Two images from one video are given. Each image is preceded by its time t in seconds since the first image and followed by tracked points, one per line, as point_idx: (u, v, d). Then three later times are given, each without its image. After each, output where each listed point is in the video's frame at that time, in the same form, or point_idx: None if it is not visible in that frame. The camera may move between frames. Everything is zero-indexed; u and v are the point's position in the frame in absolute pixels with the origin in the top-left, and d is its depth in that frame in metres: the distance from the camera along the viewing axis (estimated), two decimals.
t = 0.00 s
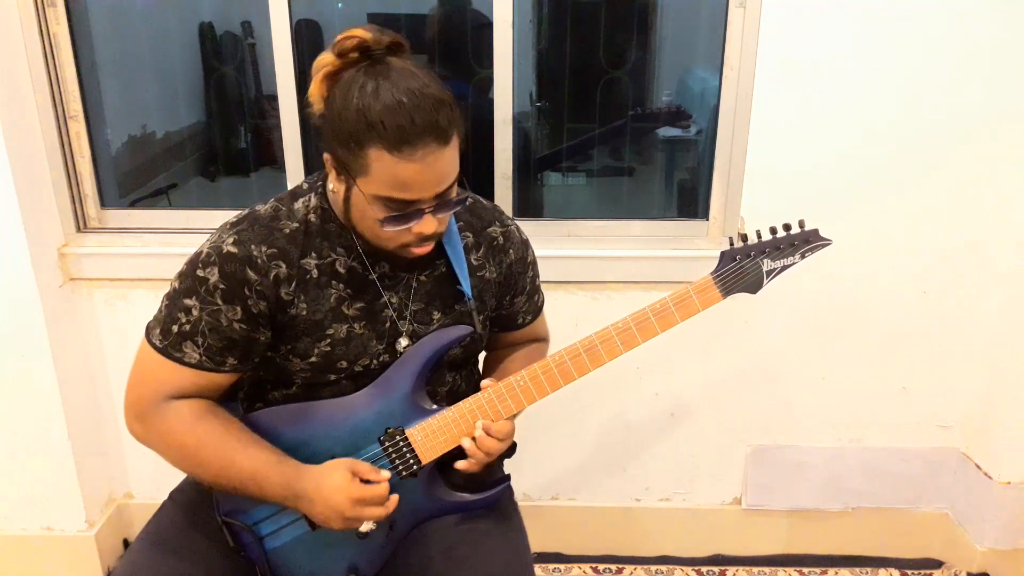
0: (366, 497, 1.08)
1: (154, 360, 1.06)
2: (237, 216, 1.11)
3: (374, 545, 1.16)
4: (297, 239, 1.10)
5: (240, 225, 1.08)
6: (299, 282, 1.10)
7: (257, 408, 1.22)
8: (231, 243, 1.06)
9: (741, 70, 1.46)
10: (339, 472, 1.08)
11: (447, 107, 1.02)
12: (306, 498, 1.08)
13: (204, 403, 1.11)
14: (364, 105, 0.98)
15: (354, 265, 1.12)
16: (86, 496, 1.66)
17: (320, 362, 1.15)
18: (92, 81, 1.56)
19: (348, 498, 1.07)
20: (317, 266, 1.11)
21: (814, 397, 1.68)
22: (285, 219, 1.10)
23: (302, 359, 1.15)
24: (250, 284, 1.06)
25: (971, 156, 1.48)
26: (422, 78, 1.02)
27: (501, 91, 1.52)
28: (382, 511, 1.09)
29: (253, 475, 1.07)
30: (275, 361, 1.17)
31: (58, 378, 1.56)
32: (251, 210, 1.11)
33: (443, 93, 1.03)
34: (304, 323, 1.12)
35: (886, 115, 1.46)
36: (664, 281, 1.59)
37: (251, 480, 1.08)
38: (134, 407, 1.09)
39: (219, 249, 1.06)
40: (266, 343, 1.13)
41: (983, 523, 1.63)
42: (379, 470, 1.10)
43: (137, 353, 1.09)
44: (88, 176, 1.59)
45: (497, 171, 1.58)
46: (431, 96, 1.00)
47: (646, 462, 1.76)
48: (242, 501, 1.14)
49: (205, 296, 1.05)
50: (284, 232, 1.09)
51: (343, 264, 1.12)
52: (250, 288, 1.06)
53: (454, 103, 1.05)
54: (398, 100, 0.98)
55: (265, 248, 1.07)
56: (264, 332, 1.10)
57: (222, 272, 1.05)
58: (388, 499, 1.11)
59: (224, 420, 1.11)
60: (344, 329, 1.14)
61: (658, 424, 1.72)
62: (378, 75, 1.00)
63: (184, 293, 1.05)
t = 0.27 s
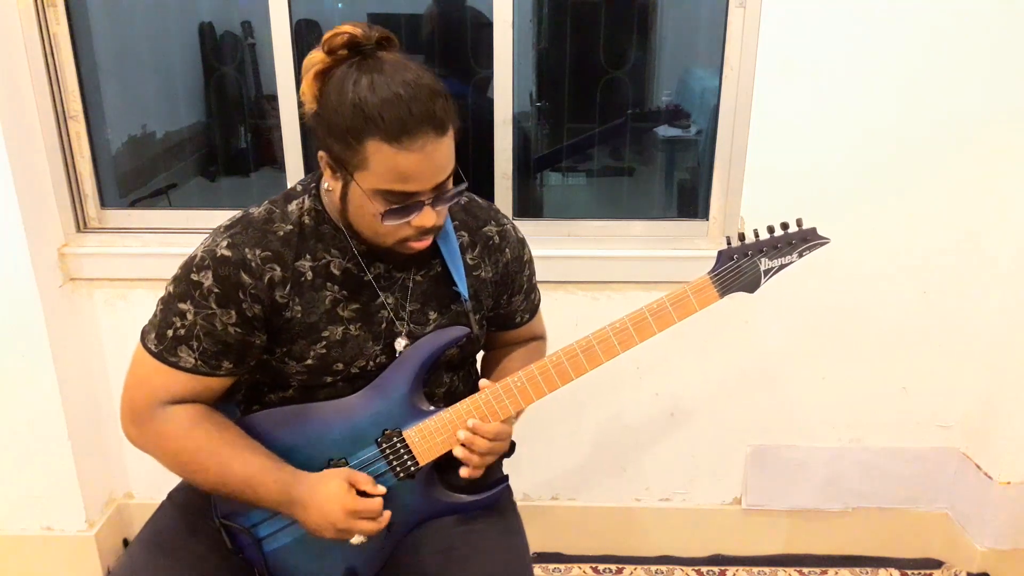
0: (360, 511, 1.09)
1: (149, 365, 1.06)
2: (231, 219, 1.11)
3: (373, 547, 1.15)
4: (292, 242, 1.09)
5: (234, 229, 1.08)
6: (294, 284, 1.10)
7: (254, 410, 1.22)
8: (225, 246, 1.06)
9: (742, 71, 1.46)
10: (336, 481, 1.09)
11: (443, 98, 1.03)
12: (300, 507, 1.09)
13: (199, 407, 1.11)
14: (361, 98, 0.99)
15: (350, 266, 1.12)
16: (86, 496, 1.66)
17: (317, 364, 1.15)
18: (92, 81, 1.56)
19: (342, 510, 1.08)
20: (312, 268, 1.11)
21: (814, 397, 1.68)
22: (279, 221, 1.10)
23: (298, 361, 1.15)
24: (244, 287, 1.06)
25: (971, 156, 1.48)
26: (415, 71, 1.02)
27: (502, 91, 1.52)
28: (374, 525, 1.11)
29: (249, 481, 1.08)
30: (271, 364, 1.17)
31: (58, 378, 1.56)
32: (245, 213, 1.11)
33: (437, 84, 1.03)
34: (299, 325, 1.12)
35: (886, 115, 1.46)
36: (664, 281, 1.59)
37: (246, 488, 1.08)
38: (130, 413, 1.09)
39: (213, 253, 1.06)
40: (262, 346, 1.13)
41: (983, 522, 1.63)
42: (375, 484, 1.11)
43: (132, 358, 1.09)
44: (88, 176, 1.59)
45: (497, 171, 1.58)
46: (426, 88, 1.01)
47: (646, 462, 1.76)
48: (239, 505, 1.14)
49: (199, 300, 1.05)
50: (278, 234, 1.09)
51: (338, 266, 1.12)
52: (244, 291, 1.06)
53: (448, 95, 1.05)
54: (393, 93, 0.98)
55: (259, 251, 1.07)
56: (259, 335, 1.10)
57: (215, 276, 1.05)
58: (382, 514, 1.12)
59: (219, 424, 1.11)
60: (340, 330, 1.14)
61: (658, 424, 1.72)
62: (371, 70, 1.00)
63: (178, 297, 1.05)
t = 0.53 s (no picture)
0: (360, 488, 1.08)
1: (148, 363, 1.06)
2: (229, 217, 1.10)
3: (373, 545, 1.16)
4: (291, 239, 1.09)
5: (233, 226, 1.08)
6: (293, 282, 1.10)
7: (253, 408, 1.22)
8: (224, 244, 1.06)
9: (741, 71, 1.46)
10: (333, 465, 1.09)
11: (442, 96, 1.03)
12: (303, 495, 1.08)
13: (198, 404, 1.10)
14: (359, 84, 0.99)
15: (348, 264, 1.12)
16: (86, 497, 1.66)
17: (315, 362, 1.15)
18: (92, 81, 1.56)
19: (344, 490, 1.07)
20: (311, 265, 1.10)
21: (814, 397, 1.68)
22: (278, 219, 1.10)
23: (296, 359, 1.15)
24: (243, 284, 1.06)
25: (971, 156, 1.48)
26: (418, 66, 1.02)
27: (501, 91, 1.52)
28: (380, 500, 1.09)
29: (250, 475, 1.08)
30: (269, 362, 1.17)
31: (58, 378, 1.56)
32: (243, 211, 1.10)
33: (438, 81, 1.03)
34: (298, 323, 1.12)
35: (886, 115, 1.46)
36: (664, 281, 1.59)
37: (247, 479, 1.08)
38: (129, 411, 1.09)
39: (212, 250, 1.05)
40: (260, 344, 1.12)
41: (983, 522, 1.63)
42: (374, 459, 1.10)
43: (131, 356, 1.08)
44: (88, 175, 1.59)
45: (497, 172, 1.58)
46: (427, 83, 1.01)
47: (646, 462, 1.76)
48: (239, 502, 1.14)
49: (198, 297, 1.04)
50: (277, 232, 1.09)
51: (337, 264, 1.11)
52: (243, 288, 1.06)
53: (448, 93, 1.05)
54: (394, 84, 0.99)
55: (258, 249, 1.07)
56: (257, 332, 1.10)
57: (214, 274, 1.05)
58: (386, 488, 1.11)
59: (218, 419, 1.11)
60: (338, 328, 1.13)
61: (658, 424, 1.72)
62: (377, 60, 1.00)
63: (177, 294, 1.04)
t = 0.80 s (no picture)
0: (356, 494, 1.08)
1: (151, 358, 1.06)
2: (234, 215, 1.11)
3: (372, 543, 1.16)
4: (294, 237, 1.10)
5: (238, 223, 1.08)
6: (296, 280, 1.10)
7: (254, 406, 1.22)
8: (229, 241, 1.06)
9: (741, 71, 1.46)
10: (330, 470, 1.09)
11: (444, 129, 1.02)
12: (297, 496, 1.08)
13: (199, 400, 1.10)
14: (361, 99, 0.99)
15: (350, 263, 1.13)
16: (86, 496, 1.66)
17: (316, 360, 1.15)
18: (92, 81, 1.56)
19: (339, 496, 1.08)
20: (314, 263, 1.11)
21: (814, 396, 1.68)
22: (283, 217, 1.10)
23: (298, 357, 1.15)
24: (247, 281, 1.06)
25: (971, 156, 1.48)
26: (428, 92, 1.02)
27: (501, 91, 1.52)
28: (376, 505, 1.10)
29: (246, 473, 1.08)
30: (270, 360, 1.17)
31: (58, 378, 1.56)
32: (249, 209, 1.11)
33: (445, 115, 1.02)
34: (300, 321, 1.12)
35: (887, 115, 1.46)
36: (664, 281, 1.59)
37: (242, 479, 1.08)
38: (130, 406, 1.09)
39: (217, 246, 1.05)
40: (262, 341, 1.13)
41: (983, 522, 1.63)
42: (371, 466, 1.11)
43: (134, 351, 1.08)
44: (88, 175, 1.59)
45: (497, 172, 1.58)
46: (430, 113, 1.00)
47: (646, 461, 1.76)
48: (240, 499, 1.14)
49: (202, 293, 1.05)
50: (281, 229, 1.09)
51: (340, 262, 1.12)
52: (247, 284, 1.07)
53: (454, 126, 1.04)
54: (395, 107, 0.98)
55: (262, 246, 1.07)
56: (260, 330, 1.10)
57: (219, 269, 1.05)
58: (382, 493, 1.11)
59: (218, 416, 1.11)
60: (340, 326, 1.14)
61: (658, 424, 1.72)
62: (390, 78, 1.00)
63: (182, 290, 1.04)
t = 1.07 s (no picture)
0: (360, 486, 1.07)
1: (153, 358, 1.06)
2: (237, 214, 1.10)
3: (372, 545, 1.16)
4: (297, 237, 1.09)
5: (240, 224, 1.08)
6: (298, 280, 1.10)
7: (255, 405, 1.22)
8: (231, 241, 1.06)
9: (742, 71, 1.46)
10: (333, 462, 1.08)
11: (445, 108, 1.02)
12: (301, 490, 1.08)
13: (201, 399, 1.10)
14: (359, 100, 0.99)
15: (353, 264, 1.12)
16: (86, 496, 1.66)
17: (318, 360, 1.15)
18: (92, 80, 1.56)
19: (343, 487, 1.07)
20: (316, 264, 1.11)
21: (814, 397, 1.68)
22: (285, 217, 1.10)
23: (299, 357, 1.15)
24: (249, 281, 1.06)
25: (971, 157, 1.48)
26: (419, 77, 1.02)
27: (501, 91, 1.52)
28: (378, 498, 1.09)
29: (249, 467, 1.07)
30: (272, 359, 1.17)
31: (58, 379, 1.56)
32: (251, 209, 1.11)
33: (441, 94, 1.03)
34: (301, 321, 1.12)
35: (886, 115, 1.46)
36: (664, 281, 1.59)
37: (246, 473, 1.07)
38: (132, 404, 1.09)
39: (219, 247, 1.06)
40: (264, 341, 1.13)
41: (983, 523, 1.63)
42: (373, 459, 1.10)
43: (136, 350, 1.09)
44: (88, 175, 1.59)
45: (497, 172, 1.58)
46: (428, 96, 1.00)
47: (646, 461, 1.76)
48: (240, 499, 1.14)
49: (203, 293, 1.05)
50: (283, 230, 1.09)
51: (342, 263, 1.12)
52: (248, 285, 1.06)
53: (452, 103, 1.05)
54: (395, 97, 0.98)
55: (264, 246, 1.07)
56: (261, 330, 1.10)
57: (221, 269, 1.05)
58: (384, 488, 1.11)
59: (220, 414, 1.11)
60: (342, 327, 1.14)
61: (658, 425, 1.72)
62: (380, 72, 1.00)
63: (183, 290, 1.05)
